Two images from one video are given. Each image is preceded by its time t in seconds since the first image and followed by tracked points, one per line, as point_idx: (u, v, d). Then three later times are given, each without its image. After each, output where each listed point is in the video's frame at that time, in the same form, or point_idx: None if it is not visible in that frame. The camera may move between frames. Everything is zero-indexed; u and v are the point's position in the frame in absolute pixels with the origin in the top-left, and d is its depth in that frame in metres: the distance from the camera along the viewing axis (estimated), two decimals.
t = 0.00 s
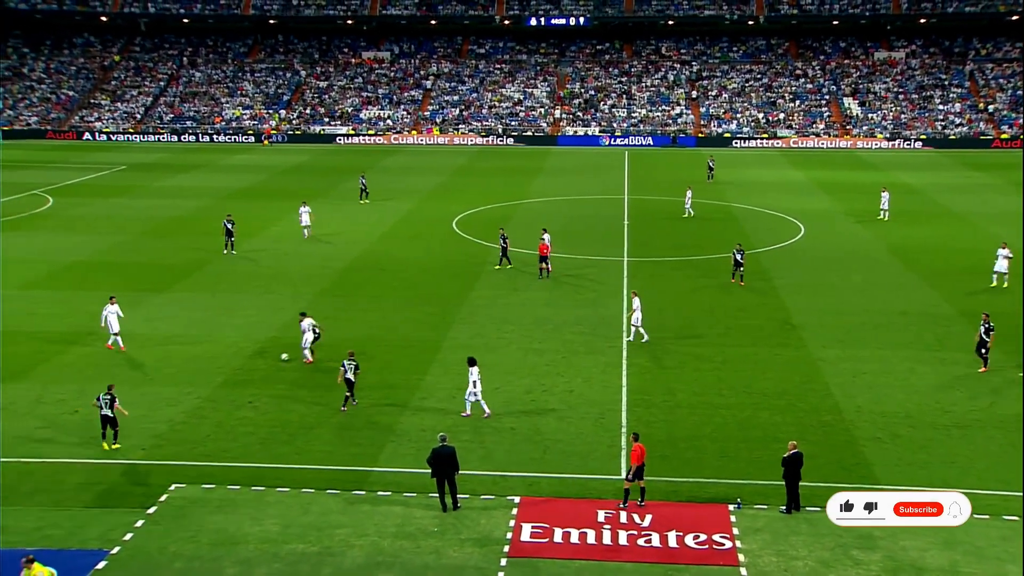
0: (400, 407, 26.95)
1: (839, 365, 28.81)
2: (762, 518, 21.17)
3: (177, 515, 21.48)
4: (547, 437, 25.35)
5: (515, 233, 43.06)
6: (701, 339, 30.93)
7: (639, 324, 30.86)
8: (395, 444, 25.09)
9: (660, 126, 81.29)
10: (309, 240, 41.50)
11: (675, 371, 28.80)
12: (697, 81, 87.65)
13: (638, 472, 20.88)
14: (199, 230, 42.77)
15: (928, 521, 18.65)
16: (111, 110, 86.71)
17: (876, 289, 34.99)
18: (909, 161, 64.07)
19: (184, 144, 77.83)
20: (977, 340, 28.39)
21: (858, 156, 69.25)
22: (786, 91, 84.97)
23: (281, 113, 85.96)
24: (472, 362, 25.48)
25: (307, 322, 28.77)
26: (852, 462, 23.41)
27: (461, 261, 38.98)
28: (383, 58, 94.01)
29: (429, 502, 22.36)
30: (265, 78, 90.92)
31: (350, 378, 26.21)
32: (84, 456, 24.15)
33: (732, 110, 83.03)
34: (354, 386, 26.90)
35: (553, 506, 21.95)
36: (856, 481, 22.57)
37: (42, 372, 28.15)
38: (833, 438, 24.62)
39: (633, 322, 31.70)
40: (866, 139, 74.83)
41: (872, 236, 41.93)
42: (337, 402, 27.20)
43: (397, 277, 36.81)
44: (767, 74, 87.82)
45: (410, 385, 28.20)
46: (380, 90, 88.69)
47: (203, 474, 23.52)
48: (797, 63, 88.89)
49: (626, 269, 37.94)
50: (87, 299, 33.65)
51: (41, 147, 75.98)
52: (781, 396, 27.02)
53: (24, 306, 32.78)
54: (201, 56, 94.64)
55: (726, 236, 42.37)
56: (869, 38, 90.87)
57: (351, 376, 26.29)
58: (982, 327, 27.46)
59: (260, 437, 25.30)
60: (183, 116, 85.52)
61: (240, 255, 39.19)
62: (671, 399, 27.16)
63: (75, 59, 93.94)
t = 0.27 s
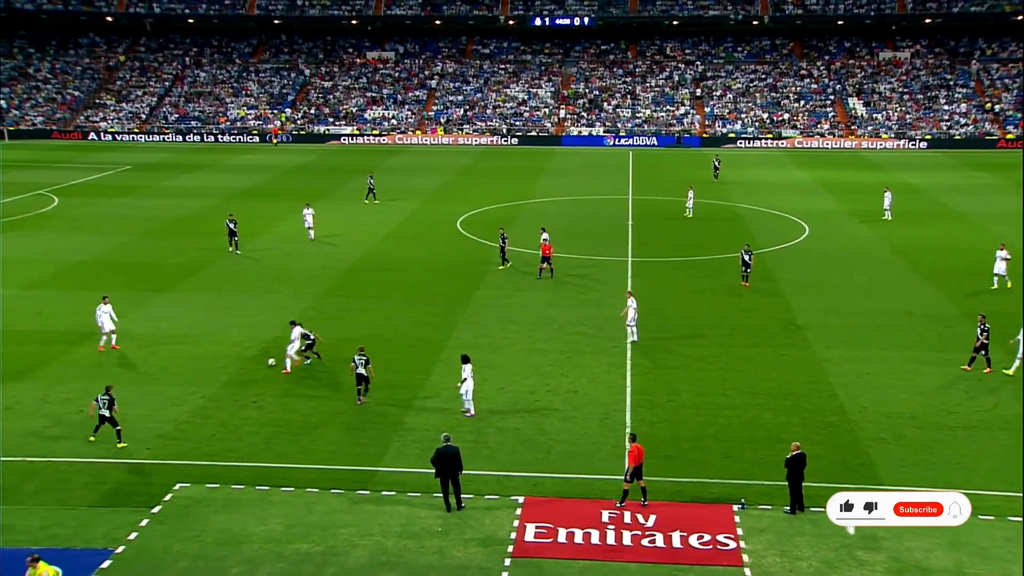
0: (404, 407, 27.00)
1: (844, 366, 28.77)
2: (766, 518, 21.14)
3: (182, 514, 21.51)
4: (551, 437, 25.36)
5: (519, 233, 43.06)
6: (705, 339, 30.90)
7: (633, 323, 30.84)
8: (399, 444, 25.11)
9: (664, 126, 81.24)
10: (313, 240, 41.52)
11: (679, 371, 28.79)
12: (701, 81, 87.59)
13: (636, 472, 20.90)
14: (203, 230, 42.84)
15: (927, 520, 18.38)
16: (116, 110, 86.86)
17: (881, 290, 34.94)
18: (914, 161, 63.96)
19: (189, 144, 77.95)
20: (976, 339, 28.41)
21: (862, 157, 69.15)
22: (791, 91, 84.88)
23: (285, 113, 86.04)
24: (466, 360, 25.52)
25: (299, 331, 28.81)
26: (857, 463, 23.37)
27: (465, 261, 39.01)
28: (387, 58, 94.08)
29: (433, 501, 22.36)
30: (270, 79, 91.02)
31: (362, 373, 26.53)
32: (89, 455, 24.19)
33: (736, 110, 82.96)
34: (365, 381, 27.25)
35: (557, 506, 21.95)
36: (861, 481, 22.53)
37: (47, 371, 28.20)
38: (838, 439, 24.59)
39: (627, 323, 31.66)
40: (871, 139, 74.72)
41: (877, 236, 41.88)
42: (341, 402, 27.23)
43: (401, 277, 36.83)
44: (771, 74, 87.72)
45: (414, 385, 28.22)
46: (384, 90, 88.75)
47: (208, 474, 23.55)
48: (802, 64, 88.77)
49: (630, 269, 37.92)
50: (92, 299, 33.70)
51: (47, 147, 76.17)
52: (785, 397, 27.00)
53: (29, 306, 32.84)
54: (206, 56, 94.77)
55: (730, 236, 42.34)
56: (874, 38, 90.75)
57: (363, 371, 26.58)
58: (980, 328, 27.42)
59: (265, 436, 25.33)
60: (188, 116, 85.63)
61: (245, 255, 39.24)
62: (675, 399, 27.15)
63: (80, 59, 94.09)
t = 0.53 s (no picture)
0: (406, 407, 27.01)
1: (845, 366, 28.77)
2: (767, 518, 21.13)
3: (183, 514, 21.52)
4: (553, 437, 25.35)
5: (520, 233, 43.08)
6: (707, 339, 30.91)
7: (626, 325, 30.74)
8: (400, 444, 25.12)
9: (666, 126, 81.23)
10: (315, 240, 41.53)
11: (680, 371, 28.79)
12: (703, 81, 87.58)
13: (629, 472, 20.95)
14: (205, 230, 42.86)
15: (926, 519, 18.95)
16: (117, 110, 86.92)
17: (883, 290, 34.94)
18: (915, 161, 63.94)
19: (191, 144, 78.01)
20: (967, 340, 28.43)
21: (863, 157, 69.14)
22: (792, 91, 84.86)
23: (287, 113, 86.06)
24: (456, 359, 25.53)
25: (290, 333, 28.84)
26: (858, 463, 23.36)
27: (467, 261, 39.01)
28: (388, 58, 94.10)
29: (435, 502, 22.36)
30: (271, 79, 91.05)
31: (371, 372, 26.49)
32: (91, 455, 24.20)
33: (737, 111, 82.95)
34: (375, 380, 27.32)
35: (558, 506, 21.95)
36: (862, 482, 22.54)
37: (49, 371, 28.22)
38: (839, 439, 24.58)
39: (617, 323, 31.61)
40: (872, 139, 74.71)
41: (878, 236, 41.87)
42: (342, 402, 27.25)
43: (403, 277, 36.85)
44: (772, 74, 87.69)
45: (416, 385, 28.22)
46: (385, 90, 88.75)
47: (209, 474, 23.55)
48: (803, 64, 88.75)
49: (632, 269, 37.92)
50: (94, 299, 33.71)
51: (49, 147, 76.26)
52: (787, 397, 27.00)
53: (31, 305, 32.85)
54: (208, 56, 94.82)
55: (731, 236, 42.36)
56: (876, 38, 90.74)
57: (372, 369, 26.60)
58: (972, 328, 27.49)
59: (266, 437, 25.35)
60: (189, 116, 85.67)
61: (246, 254, 39.25)
62: (676, 399, 27.16)
63: (82, 60, 94.13)
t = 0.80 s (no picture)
0: (406, 407, 27.01)
1: (845, 366, 28.77)
2: (768, 518, 21.13)
3: (184, 514, 21.52)
4: (552, 437, 25.36)
5: (521, 233, 43.08)
6: (707, 339, 30.90)
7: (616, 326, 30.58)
8: (400, 444, 25.13)
9: (666, 126, 81.21)
10: (315, 240, 41.50)
11: (681, 371, 28.79)
12: (703, 81, 87.56)
13: (624, 472, 21.04)
14: (205, 230, 42.85)
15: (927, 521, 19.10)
16: (117, 110, 86.91)
17: (883, 290, 34.93)
18: (915, 161, 63.92)
19: (191, 144, 78.05)
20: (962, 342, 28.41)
21: (863, 157, 69.08)
22: (792, 91, 84.86)
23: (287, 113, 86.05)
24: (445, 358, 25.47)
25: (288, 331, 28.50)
26: (858, 463, 23.36)
27: (467, 261, 39.00)
28: (388, 58, 94.12)
29: (435, 502, 22.37)
30: (271, 79, 91.05)
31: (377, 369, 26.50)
32: (91, 455, 24.20)
33: (737, 111, 82.94)
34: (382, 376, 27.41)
35: (558, 506, 21.96)
36: (862, 482, 22.55)
37: (49, 371, 28.20)
38: (839, 439, 24.58)
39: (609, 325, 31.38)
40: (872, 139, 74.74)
41: (878, 236, 41.88)
42: (342, 402, 27.25)
43: (403, 276, 36.85)
44: (772, 74, 87.71)
45: (416, 385, 28.21)
46: (386, 90, 88.73)
47: (209, 474, 23.55)
48: (804, 64, 88.75)
49: (632, 269, 37.93)
50: (94, 299, 33.71)
51: (50, 147, 76.28)
52: (787, 397, 27.00)
53: (31, 305, 32.83)
54: (208, 56, 94.82)
55: (731, 236, 42.36)
56: (876, 38, 90.78)
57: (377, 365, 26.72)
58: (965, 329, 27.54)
59: (266, 437, 25.36)
60: (189, 116, 85.65)
61: (247, 255, 39.24)
62: (677, 399, 27.17)
63: (82, 60, 94.09)
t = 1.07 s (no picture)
0: (411, 407, 27.02)
1: (851, 367, 28.72)
2: (773, 519, 21.10)
3: (189, 514, 21.55)
4: (558, 438, 25.36)
5: (526, 234, 43.09)
6: (712, 340, 30.87)
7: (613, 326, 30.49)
8: (405, 444, 25.15)
9: (671, 126, 81.13)
10: (320, 240, 41.55)
11: (686, 372, 28.77)
12: (708, 82, 87.44)
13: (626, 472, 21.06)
14: (212, 230, 42.91)
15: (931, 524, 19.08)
16: (124, 110, 87.05)
17: (888, 291, 34.87)
18: (921, 161, 63.77)
19: (197, 144, 78.19)
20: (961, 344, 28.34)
21: (870, 157, 68.92)
22: (798, 91, 84.74)
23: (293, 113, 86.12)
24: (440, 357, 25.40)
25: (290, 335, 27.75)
26: (864, 464, 23.32)
27: (472, 261, 38.99)
28: (394, 58, 94.15)
29: (440, 501, 22.38)
30: (277, 79, 91.15)
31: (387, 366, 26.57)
32: (97, 455, 24.25)
33: (743, 111, 82.82)
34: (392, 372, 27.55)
35: (564, 506, 21.96)
36: (867, 483, 22.51)
37: (56, 370, 28.25)
38: (845, 440, 24.54)
39: (602, 324, 31.48)
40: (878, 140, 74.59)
41: (884, 237, 41.80)
42: (348, 402, 27.29)
43: (409, 277, 36.85)
44: (778, 74, 87.58)
45: (421, 385, 28.23)
46: (391, 90, 88.77)
47: (214, 474, 23.58)
48: (810, 64, 88.61)
49: (637, 270, 37.90)
50: (100, 298, 33.77)
51: (58, 147, 76.47)
52: (793, 397, 26.97)
53: (38, 305, 32.89)
54: (214, 56, 94.95)
55: (736, 237, 42.29)
56: (882, 38, 90.62)
57: (386, 363, 26.89)
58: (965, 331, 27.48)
59: (272, 436, 25.40)
60: (196, 116, 85.78)
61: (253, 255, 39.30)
62: (682, 400, 27.15)
63: (89, 60, 94.28)
